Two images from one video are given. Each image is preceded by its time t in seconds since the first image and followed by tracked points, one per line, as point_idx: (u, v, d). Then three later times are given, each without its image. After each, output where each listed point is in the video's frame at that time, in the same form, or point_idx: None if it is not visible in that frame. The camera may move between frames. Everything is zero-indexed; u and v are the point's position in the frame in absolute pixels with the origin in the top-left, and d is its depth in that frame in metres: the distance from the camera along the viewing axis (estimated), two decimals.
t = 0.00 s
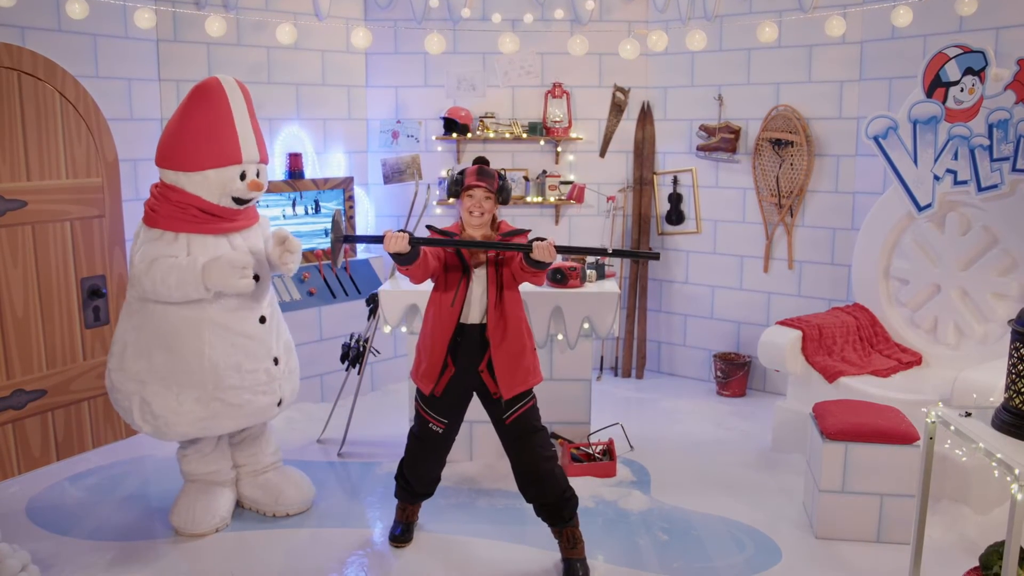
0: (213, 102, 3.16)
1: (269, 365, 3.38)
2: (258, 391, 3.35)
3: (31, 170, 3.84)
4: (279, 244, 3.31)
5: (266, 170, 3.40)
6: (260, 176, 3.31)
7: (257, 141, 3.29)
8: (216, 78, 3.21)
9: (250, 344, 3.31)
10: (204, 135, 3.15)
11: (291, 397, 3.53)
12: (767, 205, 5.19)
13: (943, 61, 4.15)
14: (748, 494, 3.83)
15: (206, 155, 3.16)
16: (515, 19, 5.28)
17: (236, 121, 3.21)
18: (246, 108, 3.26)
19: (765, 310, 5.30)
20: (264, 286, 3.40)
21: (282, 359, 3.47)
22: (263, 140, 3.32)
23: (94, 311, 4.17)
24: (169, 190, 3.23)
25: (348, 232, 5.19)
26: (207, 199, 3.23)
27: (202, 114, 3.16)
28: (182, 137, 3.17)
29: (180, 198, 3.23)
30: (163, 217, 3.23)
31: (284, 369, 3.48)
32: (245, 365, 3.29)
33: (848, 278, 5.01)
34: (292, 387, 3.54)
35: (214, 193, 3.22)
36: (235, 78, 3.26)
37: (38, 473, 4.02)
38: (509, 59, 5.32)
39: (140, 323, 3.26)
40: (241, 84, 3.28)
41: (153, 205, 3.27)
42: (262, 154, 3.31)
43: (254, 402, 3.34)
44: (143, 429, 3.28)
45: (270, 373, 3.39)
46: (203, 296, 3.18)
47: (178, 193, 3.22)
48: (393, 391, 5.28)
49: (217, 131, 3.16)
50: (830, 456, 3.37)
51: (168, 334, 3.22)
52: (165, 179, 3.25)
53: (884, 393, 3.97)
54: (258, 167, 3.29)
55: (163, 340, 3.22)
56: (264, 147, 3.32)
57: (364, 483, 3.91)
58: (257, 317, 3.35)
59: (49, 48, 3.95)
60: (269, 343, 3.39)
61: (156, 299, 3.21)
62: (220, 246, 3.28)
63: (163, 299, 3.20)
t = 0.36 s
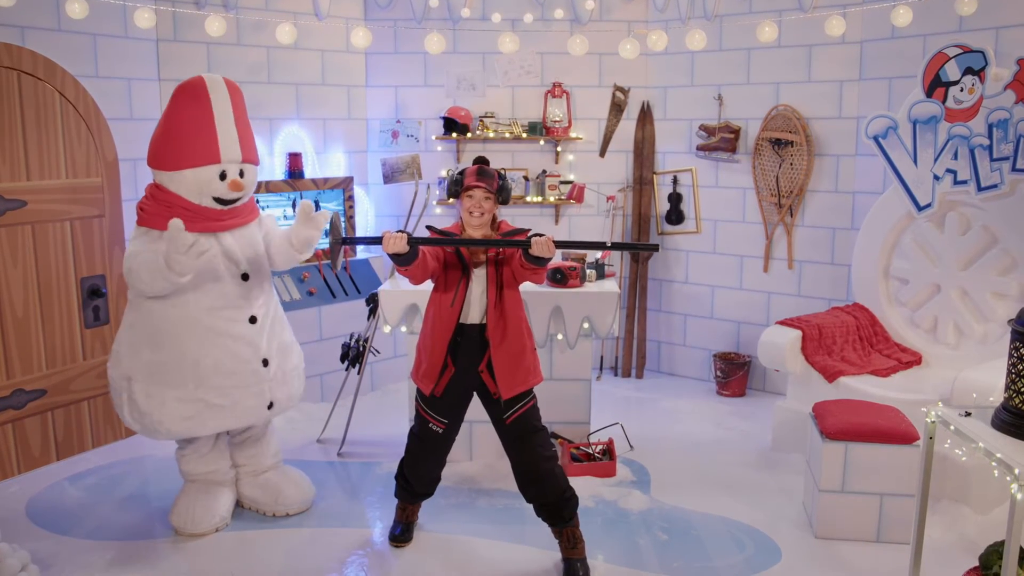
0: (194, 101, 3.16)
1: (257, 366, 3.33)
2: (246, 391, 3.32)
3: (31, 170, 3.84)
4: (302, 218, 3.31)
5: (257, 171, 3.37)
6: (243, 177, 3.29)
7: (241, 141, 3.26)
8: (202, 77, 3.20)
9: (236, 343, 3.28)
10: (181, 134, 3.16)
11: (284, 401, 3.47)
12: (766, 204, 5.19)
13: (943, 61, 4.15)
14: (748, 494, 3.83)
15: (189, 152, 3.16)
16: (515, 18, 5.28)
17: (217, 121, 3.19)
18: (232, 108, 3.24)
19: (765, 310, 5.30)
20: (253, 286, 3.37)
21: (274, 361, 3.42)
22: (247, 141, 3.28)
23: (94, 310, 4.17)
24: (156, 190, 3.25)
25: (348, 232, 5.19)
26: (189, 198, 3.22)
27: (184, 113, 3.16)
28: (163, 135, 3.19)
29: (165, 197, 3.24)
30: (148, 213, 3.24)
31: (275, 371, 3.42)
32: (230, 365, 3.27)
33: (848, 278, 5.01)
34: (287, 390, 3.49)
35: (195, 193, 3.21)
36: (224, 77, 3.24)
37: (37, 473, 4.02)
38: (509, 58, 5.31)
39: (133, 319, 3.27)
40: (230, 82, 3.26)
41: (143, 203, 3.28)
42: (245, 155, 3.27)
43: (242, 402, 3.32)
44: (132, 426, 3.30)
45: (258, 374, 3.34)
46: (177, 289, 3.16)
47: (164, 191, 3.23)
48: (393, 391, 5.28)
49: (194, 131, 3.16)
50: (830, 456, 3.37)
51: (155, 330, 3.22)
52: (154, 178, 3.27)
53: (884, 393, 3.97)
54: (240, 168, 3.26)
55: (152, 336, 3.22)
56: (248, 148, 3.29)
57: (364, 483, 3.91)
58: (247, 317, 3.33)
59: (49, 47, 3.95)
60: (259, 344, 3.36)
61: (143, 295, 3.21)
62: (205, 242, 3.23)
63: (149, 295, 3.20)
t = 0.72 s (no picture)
0: (190, 97, 3.15)
1: (236, 370, 3.28)
2: (222, 394, 3.28)
3: (31, 170, 3.84)
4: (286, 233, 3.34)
5: (256, 171, 3.31)
6: (236, 176, 3.23)
7: (235, 139, 3.21)
8: (201, 74, 3.18)
9: (217, 344, 3.25)
10: (175, 130, 3.16)
11: (268, 408, 3.39)
12: (766, 204, 5.19)
13: (943, 61, 4.15)
14: (748, 494, 3.83)
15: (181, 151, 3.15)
16: (515, 18, 5.28)
17: (211, 117, 3.16)
18: (229, 106, 3.20)
19: (765, 309, 5.30)
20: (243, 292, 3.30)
21: (257, 367, 3.34)
22: (243, 139, 3.23)
23: (93, 310, 4.17)
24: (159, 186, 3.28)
25: (349, 232, 5.19)
26: (184, 196, 3.21)
27: (180, 108, 3.16)
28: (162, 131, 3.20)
29: (163, 194, 3.25)
30: (147, 209, 3.27)
31: (257, 378, 3.34)
32: (212, 366, 3.24)
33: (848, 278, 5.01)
34: (274, 399, 3.40)
35: (189, 191, 3.20)
36: (224, 75, 3.21)
37: (37, 473, 4.02)
38: (509, 58, 5.31)
39: (140, 311, 3.32)
40: (230, 80, 3.22)
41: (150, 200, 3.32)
42: (238, 153, 3.22)
43: (218, 403, 3.27)
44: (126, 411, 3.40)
45: (236, 379, 3.28)
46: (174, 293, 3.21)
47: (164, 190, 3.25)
48: (393, 391, 5.28)
49: (187, 127, 3.15)
50: (830, 456, 3.37)
51: (151, 322, 3.27)
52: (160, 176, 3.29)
53: (884, 393, 3.97)
54: (232, 167, 3.21)
55: (149, 330, 3.27)
56: (243, 146, 3.23)
57: (364, 483, 3.91)
58: (234, 319, 3.29)
59: (48, 47, 3.95)
60: (244, 348, 3.30)
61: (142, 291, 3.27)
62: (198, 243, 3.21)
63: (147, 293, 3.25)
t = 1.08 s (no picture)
0: (226, 102, 3.16)
1: (288, 360, 3.40)
2: (279, 388, 3.38)
3: (31, 171, 3.84)
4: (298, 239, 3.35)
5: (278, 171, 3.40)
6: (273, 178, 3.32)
7: (270, 142, 3.29)
8: (228, 79, 3.19)
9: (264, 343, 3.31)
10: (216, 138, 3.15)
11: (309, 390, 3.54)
12: (766, 204, 5.19)
13: (943, 61, 4.15)
14: (749, 493, 3.83)
15: (220, 159, 3.15)
16: (515, 19, 5.28)
17: (249, 122, 3.20)
18: (259, 111, 3.26)
19: (765, 309, 5.30)
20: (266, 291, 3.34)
21: (301, 353, 3.48)
22: (275, 142, 3.31)
23: (93, 310, 4.17)
24: (182, 194, 3.21)
25: (348, 232, 5.20)
26: (223, 202, 3.22)
27: (217, 115, 3.15)
28: (194, 139, 3.16)
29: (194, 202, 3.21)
30: (176, 218, 3.20)
31: (303, 362, 3.49)
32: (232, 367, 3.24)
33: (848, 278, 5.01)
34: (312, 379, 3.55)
35: (231, 197, 3.22)
36: (247, 79, 3.25)
37: (37, 473, 4.02)
38: (509, 58, 5.31)
39: (156, 329, 3.24)
40: (252, 84, 3.26)
41: (167, 207, 3.24)
42: (274, 156, 3.31)
43: (276, 398, 3.38)
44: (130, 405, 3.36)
45: (289, 368, 3.40)
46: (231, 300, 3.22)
47: (193, 196, 3.20)
48: (393, 391, 5.28)
49: (229, 134, 3.16)
50: (830, 456, 3.37)
51: (190, 340, 3.21)
52: (180, 182, 3.22)
53: (884, 393, 3.97)
54: (272, 170, 3.30)
55: (188, 349, 3.21)
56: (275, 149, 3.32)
57: (364, 483, 3.91)
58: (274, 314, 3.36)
59: (48, 47, 3.95)
60: (286, 340, 3.40)
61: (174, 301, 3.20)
62: (238, 248, 3.26)
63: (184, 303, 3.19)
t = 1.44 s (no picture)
0: (234, 105, 3.18)
1: (292, 358, 3.43)
2: (283, 385, 3.39)
3: (31, 171, 3.84)
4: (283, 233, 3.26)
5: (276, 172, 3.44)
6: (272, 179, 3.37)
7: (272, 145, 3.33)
8: (233, 82, 3.21)
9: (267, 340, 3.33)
10: (224, 140, 3.16)
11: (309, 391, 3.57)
12: (766, 204, 5.19)
13: (943, 61, 4.15)
14: (749, 494, 3.83)
15: (221, 159, 3.17)
16: (515, 19, 5.28)
17: (254, 126, 3.23)
18: (262, 114, 3.29)
19: (765, 309, 5.30)
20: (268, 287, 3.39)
21: (302, 352, 3.52)
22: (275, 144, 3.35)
23: (93, 311, 4.17)
24: (183, 192, 3.19)
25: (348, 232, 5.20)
26: (226, 201, 3.24)
27: (223, 116, 3.16)
28: (201, 139, 3.16)
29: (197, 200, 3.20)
30: (179, 216, 3.20)
31: (304, 361, 3.52)
32: (234, 362, 3.24)
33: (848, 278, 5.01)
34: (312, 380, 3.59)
35: (234, 197, 3.24)
36: (250, 81, 3.27)
37: (37, 473, 4.02)
38: (509, 58, 5.31)
39: (160, 326, 3.23)
40: (255, 87, 3.29)
41: (168, 205, 3.22)
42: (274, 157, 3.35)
43: (281, 396, 3.38)
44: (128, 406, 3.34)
45: (292, 366, 3.43)
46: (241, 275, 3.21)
47: (195, 194, 3.19)
48: (393, 390, 5.28)
49: (236, 136, 3.18)
50: (830, 456, 3.37)
51: (194, 337, 3.21)
52: (181, 181, 3.21)
53: (884, 393, 3.97)
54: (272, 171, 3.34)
55: (192, 346, 3.21)
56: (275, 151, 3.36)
57: (364, 484, 3.91)
58: (274, 311, 3.40)
59: (49, 48, 3.95)
60: (288, 337, 3.43)
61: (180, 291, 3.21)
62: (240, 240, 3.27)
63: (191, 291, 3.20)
